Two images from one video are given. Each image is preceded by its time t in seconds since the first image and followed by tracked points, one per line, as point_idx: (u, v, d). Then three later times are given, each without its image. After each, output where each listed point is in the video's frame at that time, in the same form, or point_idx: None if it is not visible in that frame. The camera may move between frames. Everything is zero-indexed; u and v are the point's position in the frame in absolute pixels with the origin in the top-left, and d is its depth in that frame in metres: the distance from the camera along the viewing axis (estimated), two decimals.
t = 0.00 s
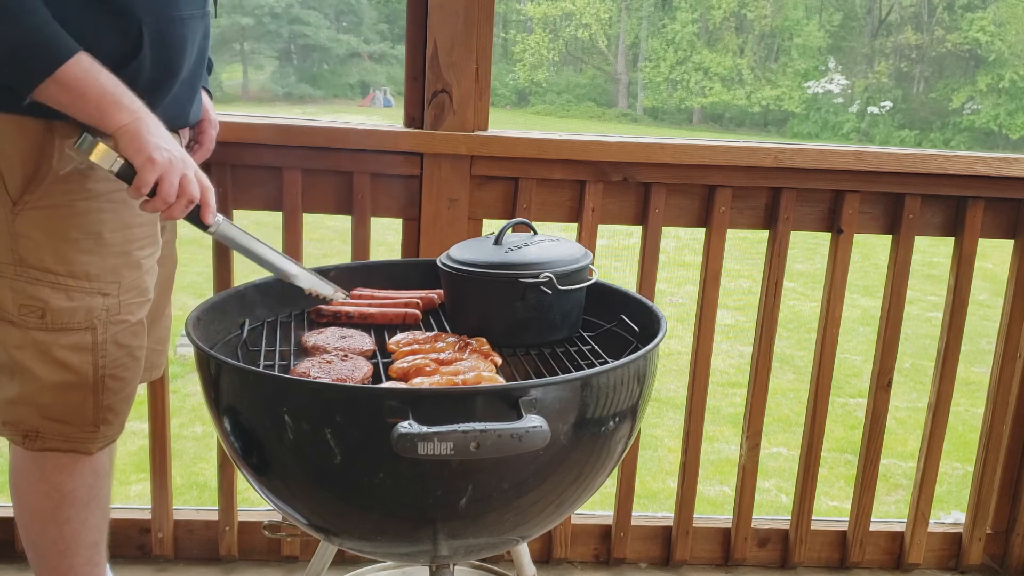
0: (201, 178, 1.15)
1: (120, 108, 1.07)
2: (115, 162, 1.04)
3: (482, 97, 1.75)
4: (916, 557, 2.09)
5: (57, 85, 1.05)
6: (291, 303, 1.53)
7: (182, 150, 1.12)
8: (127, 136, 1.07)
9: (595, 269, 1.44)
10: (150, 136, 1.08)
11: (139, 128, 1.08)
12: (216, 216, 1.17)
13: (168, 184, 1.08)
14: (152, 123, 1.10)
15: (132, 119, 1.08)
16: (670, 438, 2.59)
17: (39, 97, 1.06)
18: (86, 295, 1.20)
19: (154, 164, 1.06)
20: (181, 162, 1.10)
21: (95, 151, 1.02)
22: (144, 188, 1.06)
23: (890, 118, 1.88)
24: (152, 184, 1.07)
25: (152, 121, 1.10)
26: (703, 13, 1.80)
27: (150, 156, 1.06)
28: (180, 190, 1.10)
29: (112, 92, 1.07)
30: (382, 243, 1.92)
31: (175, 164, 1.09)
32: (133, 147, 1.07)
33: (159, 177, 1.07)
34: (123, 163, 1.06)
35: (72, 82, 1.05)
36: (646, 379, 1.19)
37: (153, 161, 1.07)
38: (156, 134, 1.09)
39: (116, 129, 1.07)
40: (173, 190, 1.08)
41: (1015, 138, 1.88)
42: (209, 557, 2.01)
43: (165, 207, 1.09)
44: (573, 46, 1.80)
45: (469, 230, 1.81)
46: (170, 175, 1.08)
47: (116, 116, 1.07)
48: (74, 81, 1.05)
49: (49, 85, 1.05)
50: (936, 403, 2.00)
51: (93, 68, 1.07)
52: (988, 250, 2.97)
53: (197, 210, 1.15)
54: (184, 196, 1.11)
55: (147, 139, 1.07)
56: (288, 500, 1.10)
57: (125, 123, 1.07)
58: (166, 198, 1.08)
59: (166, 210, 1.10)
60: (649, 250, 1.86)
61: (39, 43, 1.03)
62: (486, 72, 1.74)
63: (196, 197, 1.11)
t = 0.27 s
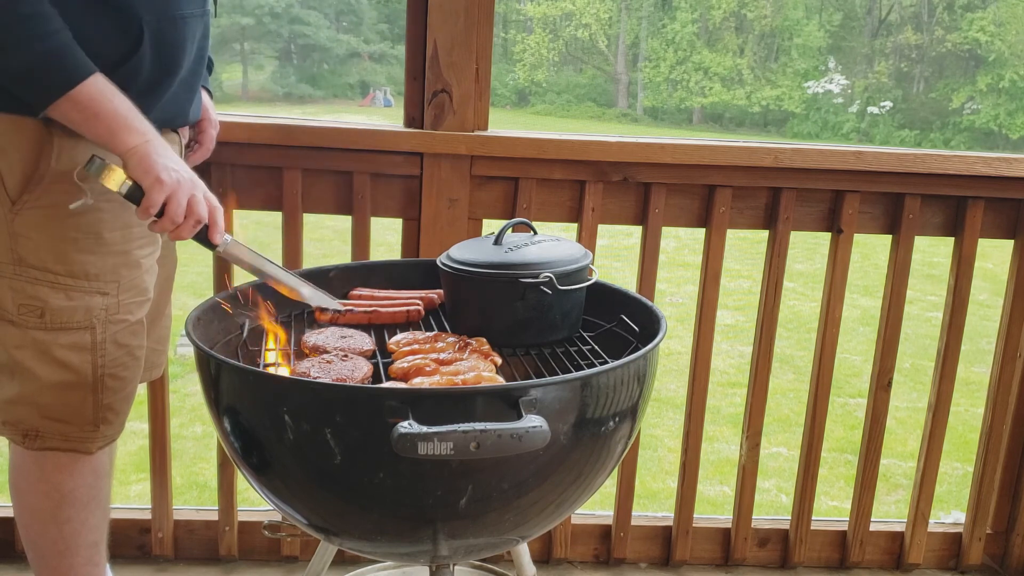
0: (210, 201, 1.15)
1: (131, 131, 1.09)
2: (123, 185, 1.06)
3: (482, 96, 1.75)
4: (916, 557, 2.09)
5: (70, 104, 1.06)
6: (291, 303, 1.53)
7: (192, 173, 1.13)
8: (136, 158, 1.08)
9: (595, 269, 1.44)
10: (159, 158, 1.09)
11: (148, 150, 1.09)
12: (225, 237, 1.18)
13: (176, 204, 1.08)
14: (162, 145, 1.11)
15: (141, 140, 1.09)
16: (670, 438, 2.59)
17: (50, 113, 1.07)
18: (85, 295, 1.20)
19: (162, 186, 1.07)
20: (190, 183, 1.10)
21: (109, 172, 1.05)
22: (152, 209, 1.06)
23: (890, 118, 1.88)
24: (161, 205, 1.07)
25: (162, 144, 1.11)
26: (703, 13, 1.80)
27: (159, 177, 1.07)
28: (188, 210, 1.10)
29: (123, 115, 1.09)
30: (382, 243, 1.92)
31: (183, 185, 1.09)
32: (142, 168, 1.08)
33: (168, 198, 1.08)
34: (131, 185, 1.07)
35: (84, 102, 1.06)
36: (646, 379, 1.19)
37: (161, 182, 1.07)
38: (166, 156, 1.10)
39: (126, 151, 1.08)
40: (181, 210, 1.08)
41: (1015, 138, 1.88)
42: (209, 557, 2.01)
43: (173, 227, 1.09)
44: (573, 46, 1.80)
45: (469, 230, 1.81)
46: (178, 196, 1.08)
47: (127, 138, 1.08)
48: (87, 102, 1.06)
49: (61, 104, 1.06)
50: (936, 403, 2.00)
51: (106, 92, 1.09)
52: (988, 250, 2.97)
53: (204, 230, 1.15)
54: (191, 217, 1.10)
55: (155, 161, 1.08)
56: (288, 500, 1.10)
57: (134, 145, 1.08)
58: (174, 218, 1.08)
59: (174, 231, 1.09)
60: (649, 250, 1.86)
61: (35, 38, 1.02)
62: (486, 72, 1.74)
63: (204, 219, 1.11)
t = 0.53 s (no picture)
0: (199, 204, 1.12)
1: (113, 137, 1.07)
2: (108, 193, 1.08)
3: (482, 97, 1.75)
4: (916, 557, 2.09)
5: (56, 108, 1.06)
6: (291, 303, 1.53)
7: (180, 177, 1.11)
8: (119, 168, 1.07)
9: (595, 269, 1.44)
10: (142, 166, 1.07)
11: (132, 157, 1.07)
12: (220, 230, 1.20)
13: (161, 212, 1.07)
14: (145, 149, 1.08)
15: (123, 149, 1.07)
16: (670, 438, 2.59)
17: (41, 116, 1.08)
18: (86, 295, 1.20)
19: (145, 195, 1.06)
20: (176, 189, 1.09)
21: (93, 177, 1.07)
22: (137, 219, 1.07)
23: (890, 118, 1.88)
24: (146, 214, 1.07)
25: (146, 148, 1.08)
26: (703, 13, 1.80)
27: (138, 191, 1.06)
28: (173, 217, 1.09)
29: (106, 119, 1.07)
30: (382, 243, 1.92)
31: (168, 191, 1.08)
32: (125, 178, 1.07)
33: (151, 207, 1.07)
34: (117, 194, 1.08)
35: (69, 107, 1.06)
36: (646, 379, 1.19)
37: (145, 191, 1.07)
38: (150, 162, 1.08)
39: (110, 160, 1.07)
40: (166, 219, 1.07)
41: (1015, 138, 1.88)
42: (209, 557, 2.01)
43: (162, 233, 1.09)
44: (573, 45, 1.80)
45: (469, 230, 1.81)
46: (161, 205, 1.07)
47: (110, 144, 1.07)
48: (72, 107, 1.06)
49: (49, 110, 1.06)
50: (936, 403, 2.00)
51: (88, 95, 1.07)
52: (988, 250, 2.97)
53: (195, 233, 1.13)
54: (177, 224, 1.09)
55: (138, 169, 1.07)
56: (288, 500, 1.10)
57: (116, 154, 1.07)
58: (160, 225, 1.08)
59: (164, 236, 1.10)
60: (649, 250, 1.86)
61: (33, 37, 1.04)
62: (486, 72, 1.74)
63: (189, 226, 1.09)
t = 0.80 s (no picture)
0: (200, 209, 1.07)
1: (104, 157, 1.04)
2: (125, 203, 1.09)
3: (482, 97, 1.75)
4: (916, 557, 2.09)
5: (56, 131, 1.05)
6: (291, 303, 1.53)
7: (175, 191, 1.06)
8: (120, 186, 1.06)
9: (595, 269, 1.44)
10: (134, 188, 1.04)
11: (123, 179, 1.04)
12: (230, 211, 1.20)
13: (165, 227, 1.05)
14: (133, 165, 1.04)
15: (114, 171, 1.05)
16: (670, 438, 2.59)
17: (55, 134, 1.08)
18: (86, 295, 1.20)
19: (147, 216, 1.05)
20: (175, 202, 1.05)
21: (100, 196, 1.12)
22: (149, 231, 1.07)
23: (890, 118, 1.88)
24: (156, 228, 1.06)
25: (135, 164, 1.04)
26: (703, 13, 1.80)
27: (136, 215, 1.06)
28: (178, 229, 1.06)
29: (94, 140, 1.04)
30: (382, 243, 1.92)
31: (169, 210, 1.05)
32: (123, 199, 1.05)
33: (155, 224, 1.05)
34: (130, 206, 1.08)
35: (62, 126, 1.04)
36: (646, 379, 1.19)
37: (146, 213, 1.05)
38: (145, 177, 1.04)
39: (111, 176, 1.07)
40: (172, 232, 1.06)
41: (1015, 138, 1.88)
42: (209, 557, 2.01)
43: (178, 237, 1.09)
44: (573, 46, 1.80)
45: (469, 230, 1.81)
46: (164, 223, 1.05)
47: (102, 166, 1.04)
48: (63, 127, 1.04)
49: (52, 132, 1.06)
50: (936, 403, 2.00)
51: (75, 116, 1.04)
52: (988, 250, 2.97)
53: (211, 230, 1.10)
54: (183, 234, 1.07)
55: (130, 191, 1.04)
56: (288, 500, 1.10)
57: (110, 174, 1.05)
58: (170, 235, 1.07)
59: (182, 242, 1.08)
60: (649, 250, 1.86)
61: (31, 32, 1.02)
62: (486, 72, 1.74)
63: (196, 232, 1.06)
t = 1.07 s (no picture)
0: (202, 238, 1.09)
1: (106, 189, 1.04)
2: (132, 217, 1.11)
3: (482, 97, 1.75)
4: (917, 557, 2.09)
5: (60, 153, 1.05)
6: (291, 303, 1.53)
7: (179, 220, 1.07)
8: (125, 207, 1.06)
9: (595, 269, 1.44)
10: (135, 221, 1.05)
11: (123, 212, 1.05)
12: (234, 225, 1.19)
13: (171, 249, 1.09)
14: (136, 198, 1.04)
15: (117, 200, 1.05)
16: (670, 438, 2.59)
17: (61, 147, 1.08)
18: (85, 295, 1.20)
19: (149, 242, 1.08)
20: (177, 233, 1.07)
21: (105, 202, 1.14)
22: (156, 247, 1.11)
23: (890, 118, 1.88)
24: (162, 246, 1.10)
25: (139, 199, 1.04)
26: (703, 13, 1.80)
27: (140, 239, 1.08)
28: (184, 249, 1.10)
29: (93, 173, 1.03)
30: (382, 243, 1.92)
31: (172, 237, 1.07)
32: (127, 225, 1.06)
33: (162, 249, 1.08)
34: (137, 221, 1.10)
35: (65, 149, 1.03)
36: (646, 379, 1.19)
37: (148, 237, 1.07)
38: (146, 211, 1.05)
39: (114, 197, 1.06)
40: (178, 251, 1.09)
41: (1015, 138, 1.88)
42: (209, 558, 2.01)
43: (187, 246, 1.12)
44: (573, 46, 1.80)
45: (469, 230, 1.81)
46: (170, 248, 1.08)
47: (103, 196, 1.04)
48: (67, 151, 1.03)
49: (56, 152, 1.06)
50: (936, 403, 2.00)
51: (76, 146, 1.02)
52: (988, 250, 2.96)
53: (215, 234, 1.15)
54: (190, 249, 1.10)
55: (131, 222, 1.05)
56: (288, 500, 1.10)
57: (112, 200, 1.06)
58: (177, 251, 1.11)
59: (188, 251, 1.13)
60: (649, 250, 1.86)
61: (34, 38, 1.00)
62: (486, 72, 1.74)
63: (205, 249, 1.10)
